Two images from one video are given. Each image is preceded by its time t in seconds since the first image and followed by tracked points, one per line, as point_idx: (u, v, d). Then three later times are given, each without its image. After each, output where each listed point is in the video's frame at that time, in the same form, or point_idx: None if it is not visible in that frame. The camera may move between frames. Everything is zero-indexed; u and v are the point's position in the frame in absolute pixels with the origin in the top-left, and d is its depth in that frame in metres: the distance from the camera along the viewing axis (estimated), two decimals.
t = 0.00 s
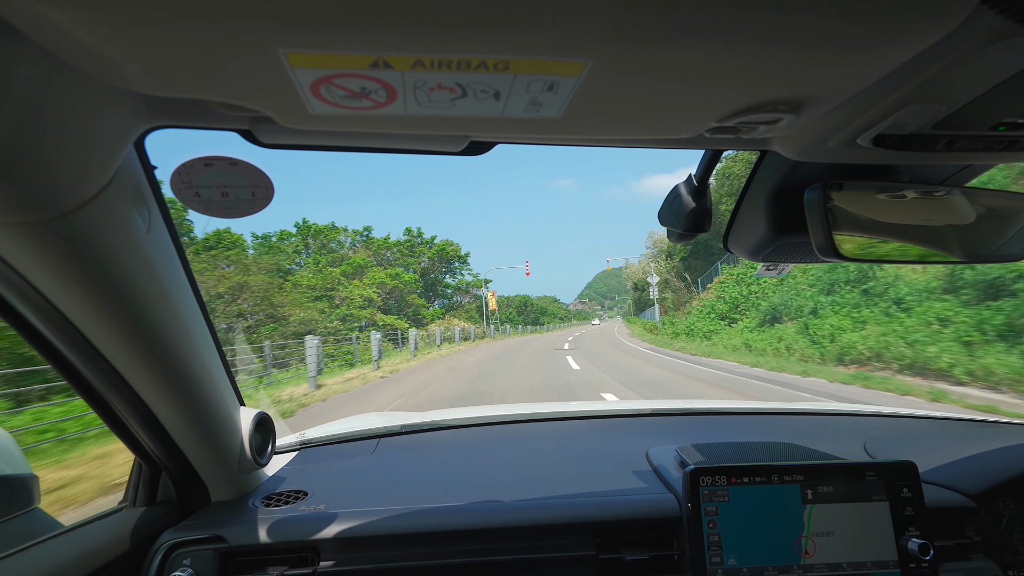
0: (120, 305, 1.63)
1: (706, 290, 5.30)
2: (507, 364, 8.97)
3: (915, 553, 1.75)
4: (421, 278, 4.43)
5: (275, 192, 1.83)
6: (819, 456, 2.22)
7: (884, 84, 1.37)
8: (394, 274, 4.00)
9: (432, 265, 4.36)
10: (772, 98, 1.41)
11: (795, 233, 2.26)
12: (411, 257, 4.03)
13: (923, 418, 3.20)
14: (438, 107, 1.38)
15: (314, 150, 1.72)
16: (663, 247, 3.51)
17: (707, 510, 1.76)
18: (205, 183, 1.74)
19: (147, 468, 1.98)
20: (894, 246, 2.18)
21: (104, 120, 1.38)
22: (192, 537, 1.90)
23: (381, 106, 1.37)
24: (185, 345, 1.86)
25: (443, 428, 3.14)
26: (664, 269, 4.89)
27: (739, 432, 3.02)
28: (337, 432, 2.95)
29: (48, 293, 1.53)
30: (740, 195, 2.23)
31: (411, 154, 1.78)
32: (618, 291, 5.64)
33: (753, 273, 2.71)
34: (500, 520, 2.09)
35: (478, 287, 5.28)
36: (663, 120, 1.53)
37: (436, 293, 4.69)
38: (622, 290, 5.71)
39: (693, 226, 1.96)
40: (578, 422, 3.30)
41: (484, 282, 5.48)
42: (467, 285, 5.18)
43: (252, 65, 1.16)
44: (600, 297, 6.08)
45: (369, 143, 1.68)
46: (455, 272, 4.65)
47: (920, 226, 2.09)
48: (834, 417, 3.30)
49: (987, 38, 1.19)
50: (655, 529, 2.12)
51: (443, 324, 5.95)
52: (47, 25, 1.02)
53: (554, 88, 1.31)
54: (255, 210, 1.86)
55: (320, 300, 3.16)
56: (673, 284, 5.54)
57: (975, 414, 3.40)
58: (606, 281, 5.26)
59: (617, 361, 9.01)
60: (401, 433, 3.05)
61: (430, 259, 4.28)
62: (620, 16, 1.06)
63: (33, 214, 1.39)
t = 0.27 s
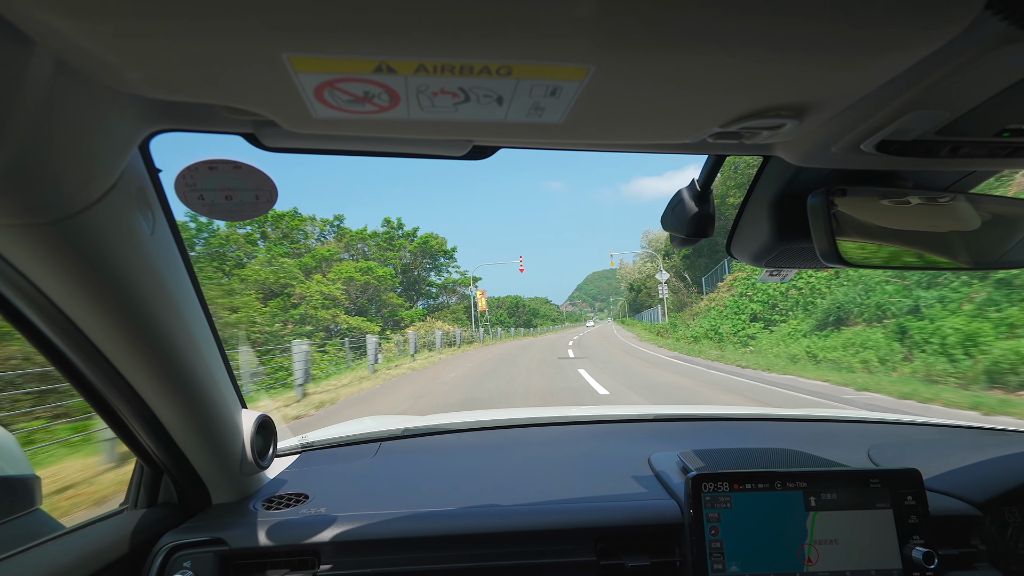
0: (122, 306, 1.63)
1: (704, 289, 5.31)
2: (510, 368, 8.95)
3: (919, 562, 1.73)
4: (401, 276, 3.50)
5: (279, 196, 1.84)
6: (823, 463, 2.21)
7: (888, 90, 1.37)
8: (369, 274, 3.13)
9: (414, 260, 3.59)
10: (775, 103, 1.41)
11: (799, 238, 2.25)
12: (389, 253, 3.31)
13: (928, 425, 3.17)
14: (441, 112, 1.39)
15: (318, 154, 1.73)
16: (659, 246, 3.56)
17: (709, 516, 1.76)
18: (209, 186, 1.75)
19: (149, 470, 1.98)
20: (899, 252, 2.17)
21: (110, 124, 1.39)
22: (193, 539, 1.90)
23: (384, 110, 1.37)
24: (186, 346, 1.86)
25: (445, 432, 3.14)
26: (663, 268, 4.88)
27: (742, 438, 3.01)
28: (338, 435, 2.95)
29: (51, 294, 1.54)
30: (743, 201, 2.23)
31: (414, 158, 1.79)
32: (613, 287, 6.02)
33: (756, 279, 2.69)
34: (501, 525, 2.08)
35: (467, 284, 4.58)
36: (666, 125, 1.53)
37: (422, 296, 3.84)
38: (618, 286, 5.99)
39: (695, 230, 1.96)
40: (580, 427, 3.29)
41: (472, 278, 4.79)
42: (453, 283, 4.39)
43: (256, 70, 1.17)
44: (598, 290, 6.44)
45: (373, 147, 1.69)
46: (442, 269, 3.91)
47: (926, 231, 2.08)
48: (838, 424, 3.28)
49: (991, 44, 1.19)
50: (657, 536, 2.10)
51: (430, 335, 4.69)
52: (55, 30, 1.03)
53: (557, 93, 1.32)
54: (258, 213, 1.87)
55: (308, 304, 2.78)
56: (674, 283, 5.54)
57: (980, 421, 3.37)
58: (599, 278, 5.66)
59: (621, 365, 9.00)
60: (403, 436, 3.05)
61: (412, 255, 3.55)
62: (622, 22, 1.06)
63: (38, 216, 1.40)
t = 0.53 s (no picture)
0: (120, 306, 1.63)
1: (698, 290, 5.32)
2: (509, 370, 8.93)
3: (918, 562, 1.74)
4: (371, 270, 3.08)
5: (277, 198, 1.84)
6: (821, 463, 2.21)
7: (886, 91, 1.38)
8: (323, 263, 2.70)
9: (383, 252, 3.13)
10: (773, 105, 1.42)
11: (797, 239, 2.26)
12: (357, 242, 2.89)
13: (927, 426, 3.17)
14: (440, 113, 1.39)
15: (317, 156, 1.73)
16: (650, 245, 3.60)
17: (709, 517, 1.76)
18: (207, 188, 1.75)
19: (147, 472, 1.97)
20: (897, 252, 2.17)
21: (108, 126, 1.39)
22: (192, 541, 1.90)
23: (382, 112, 1.37)
24: (184, 347, 1.86)
25: (444, 433, 3.13)
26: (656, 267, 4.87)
27: (741, 439, 3.01)
28: (337, 436, 2.95)
29: (49, 295, 1.54)
30: (741, 202, 2.23)
31: (413, 160, 1.79)
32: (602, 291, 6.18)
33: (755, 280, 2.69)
34: (500, 527, 2.08)
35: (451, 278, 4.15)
36: (664, 127, 1.54)
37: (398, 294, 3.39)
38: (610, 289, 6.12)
39: (694, 231, 1.96)
40: (580, 428, 3.29)
41: (455, 274, 4.48)
42: (434, 279, 3.94)
43: (255, 72, 1.17)
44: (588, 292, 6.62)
45: (372, 149, 1.69)
46: (422, 262, 3.45)
47: (923, 232, 2.08)
48: (837, 425, 3.28)
49: (988, 46, 1.19)
50: (656, 537, 2.10)
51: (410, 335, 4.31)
52: (55, 32, 1.03)
53: (555, 94, 1.32)
54: (257, 214, 1.87)
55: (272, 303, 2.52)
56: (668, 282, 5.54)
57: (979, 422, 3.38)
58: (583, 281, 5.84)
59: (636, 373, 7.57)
60: (401, 438, 3.05)
61: (378, 243, 3.04)
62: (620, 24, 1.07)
63: (36, 218, 1.40)
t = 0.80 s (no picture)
0: (120, 307, 1.63)
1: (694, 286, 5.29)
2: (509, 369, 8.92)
3: (919, 559, 1.73)
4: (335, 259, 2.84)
5: (277, 198, 1.84)
6: (822, 460, 2.21)
7: (884, 89, 1.38)
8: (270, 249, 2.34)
9: (349, 238, 2.89)
10: (772, 103, 1.42)
11: (796, 236, 2.26)
12: (319, 226, 2.58)
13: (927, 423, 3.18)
14: (439, 113, 1.39)
15: (315, 156, 1.73)
16: (641, 238, 3.61)
17: (710, 515, 1.76)
18: (207, 189, 1.75)
19: (148, 473, 1.97)
20: (896, 250, 2.18)
21: (106, 127, 1.39)
22: (194, 541, 1.90)
23: (382, 112, 1.38)
24: (184, 347, 1.86)
25: (445, 433, 3.14)
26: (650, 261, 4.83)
27: (742, 437, 3.01)
28: (338, 436, 2.95)
29: (48, 297, 1.54)
30: (741, 200, 2.23)
31: (412, 159, 1.78)
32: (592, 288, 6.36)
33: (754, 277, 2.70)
34: (501, 526, 2.08)
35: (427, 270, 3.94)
36: (663, 125, 1.54)
37: (369, 287, 3.20)
38: (599, 286, 6.27)
39: (693, 229, 1.96)
40: (580, 426, 3.30)
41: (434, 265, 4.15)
42: (411, 273, 3.66)
43: (254, 72, 1.17)
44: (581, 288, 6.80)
45: (371, 149, 1.69)
46: (398, 254, 3.26)
47: (922, 229, 2.08)
48: (837, 422, 3.29)
49: (987, 43, 1.19)
50: (657, 535, 2.10)
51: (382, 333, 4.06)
52: (53, 33, 1.03)
53: (554, 93, 1.32)
54: (257, 214, 1.87)
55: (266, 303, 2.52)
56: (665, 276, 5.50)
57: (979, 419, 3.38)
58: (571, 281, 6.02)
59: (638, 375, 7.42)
60: (402, 437, 3.05)
61: (346, 228, 2.81)
62: (619, 23, 1.07)
63: (36, 220, 1.40)
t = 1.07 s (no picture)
0: (119, 305, 1.63)
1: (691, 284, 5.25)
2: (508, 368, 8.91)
3: (918, 557, 1.74)
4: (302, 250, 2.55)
5: (277, 196, 1.84)
6: (822, 459, 2.22)
7: (885, 87, 1.38)
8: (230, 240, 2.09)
9: (304, 222, 2.43)
10: (773, 102, 1.42)
11: (797, 235, 2.27)
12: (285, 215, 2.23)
13: (927, 421, 3.18)
14: (440, 111, 1.39)
15: (314, 154, 1.72)
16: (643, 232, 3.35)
17: (710, 513, 1.76)
18: (207, 187, 1.75)
19: (149, 471, 1.97)
20: (896, 249, 2.18)
21: (107, 125, 1.39)
22: (194, 539, 1.90)
23: (382, 110, 1.37)
24: (185, 345, 1.86)
25: (445, 431, 3.14)
26: (645, 258, 4.77)
27: (741, 435, 3.02)
28: (338, 434, 2.96)
29: (48, 294, 1.54)
30: (742, 199, 2.23)
31: (412, 157, 1.78)
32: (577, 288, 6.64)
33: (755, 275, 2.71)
34: (501, 524, 2.08)
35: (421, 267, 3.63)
36: (664, 124, 1.54)
37: (333, 282, 2.88)
38: (594, 283, 6.28)
39: (694, 228, 1.96)
40: (579, 424, 3.30)
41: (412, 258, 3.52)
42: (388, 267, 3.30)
43: (256, 70, 1.17)
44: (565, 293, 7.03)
45: (372, 147, 1.69)
46: (371, 243, 2.94)
47: (922, 227, 2.08)
48: (837, 421, 3.29)
49: (989, 41, 1.19)
50: (657, 534, 2.11)
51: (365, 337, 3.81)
52: (55, 31, 1.03)
53: (555, 91, 1.32)
54: (256, 212, 1.87)
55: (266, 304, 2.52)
56: (662, 275, 5.43)
57: (978, 417, 3.38)
58: (559, 282, 6.17)
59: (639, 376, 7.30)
60: (402, 435, 3.05)
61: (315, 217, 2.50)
62: (620, 22, 1.07)
63: (37, 218, 1.40)
